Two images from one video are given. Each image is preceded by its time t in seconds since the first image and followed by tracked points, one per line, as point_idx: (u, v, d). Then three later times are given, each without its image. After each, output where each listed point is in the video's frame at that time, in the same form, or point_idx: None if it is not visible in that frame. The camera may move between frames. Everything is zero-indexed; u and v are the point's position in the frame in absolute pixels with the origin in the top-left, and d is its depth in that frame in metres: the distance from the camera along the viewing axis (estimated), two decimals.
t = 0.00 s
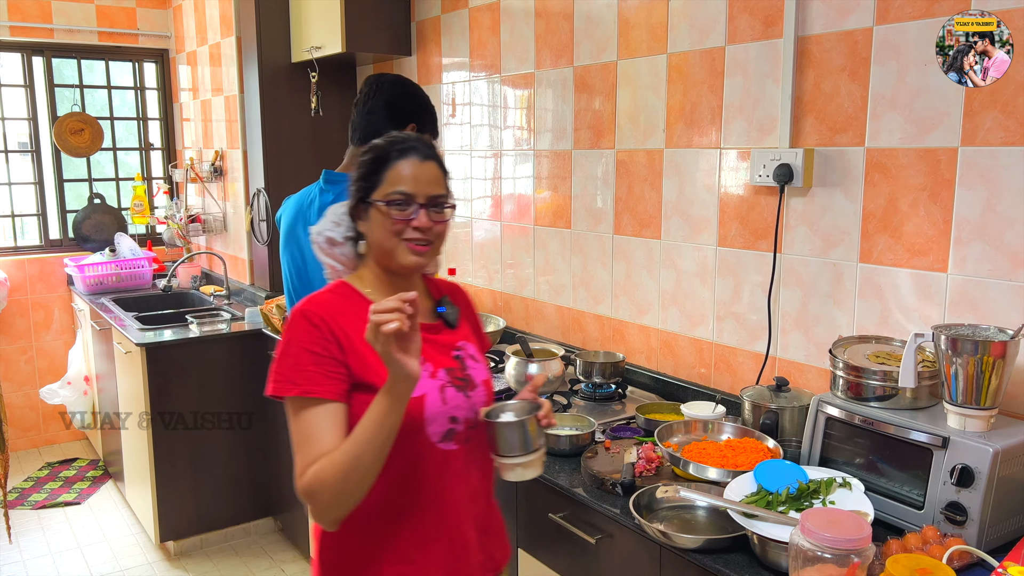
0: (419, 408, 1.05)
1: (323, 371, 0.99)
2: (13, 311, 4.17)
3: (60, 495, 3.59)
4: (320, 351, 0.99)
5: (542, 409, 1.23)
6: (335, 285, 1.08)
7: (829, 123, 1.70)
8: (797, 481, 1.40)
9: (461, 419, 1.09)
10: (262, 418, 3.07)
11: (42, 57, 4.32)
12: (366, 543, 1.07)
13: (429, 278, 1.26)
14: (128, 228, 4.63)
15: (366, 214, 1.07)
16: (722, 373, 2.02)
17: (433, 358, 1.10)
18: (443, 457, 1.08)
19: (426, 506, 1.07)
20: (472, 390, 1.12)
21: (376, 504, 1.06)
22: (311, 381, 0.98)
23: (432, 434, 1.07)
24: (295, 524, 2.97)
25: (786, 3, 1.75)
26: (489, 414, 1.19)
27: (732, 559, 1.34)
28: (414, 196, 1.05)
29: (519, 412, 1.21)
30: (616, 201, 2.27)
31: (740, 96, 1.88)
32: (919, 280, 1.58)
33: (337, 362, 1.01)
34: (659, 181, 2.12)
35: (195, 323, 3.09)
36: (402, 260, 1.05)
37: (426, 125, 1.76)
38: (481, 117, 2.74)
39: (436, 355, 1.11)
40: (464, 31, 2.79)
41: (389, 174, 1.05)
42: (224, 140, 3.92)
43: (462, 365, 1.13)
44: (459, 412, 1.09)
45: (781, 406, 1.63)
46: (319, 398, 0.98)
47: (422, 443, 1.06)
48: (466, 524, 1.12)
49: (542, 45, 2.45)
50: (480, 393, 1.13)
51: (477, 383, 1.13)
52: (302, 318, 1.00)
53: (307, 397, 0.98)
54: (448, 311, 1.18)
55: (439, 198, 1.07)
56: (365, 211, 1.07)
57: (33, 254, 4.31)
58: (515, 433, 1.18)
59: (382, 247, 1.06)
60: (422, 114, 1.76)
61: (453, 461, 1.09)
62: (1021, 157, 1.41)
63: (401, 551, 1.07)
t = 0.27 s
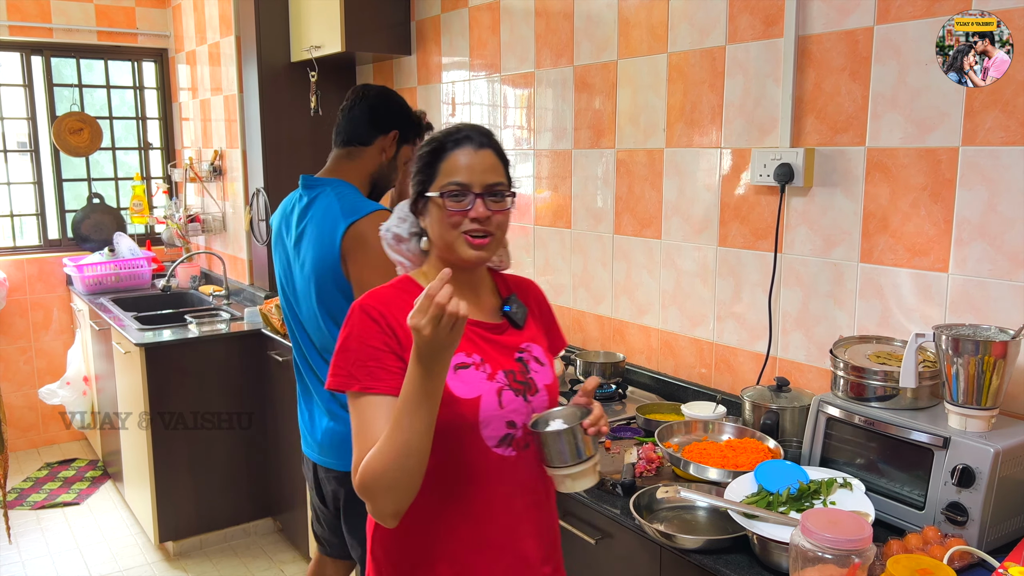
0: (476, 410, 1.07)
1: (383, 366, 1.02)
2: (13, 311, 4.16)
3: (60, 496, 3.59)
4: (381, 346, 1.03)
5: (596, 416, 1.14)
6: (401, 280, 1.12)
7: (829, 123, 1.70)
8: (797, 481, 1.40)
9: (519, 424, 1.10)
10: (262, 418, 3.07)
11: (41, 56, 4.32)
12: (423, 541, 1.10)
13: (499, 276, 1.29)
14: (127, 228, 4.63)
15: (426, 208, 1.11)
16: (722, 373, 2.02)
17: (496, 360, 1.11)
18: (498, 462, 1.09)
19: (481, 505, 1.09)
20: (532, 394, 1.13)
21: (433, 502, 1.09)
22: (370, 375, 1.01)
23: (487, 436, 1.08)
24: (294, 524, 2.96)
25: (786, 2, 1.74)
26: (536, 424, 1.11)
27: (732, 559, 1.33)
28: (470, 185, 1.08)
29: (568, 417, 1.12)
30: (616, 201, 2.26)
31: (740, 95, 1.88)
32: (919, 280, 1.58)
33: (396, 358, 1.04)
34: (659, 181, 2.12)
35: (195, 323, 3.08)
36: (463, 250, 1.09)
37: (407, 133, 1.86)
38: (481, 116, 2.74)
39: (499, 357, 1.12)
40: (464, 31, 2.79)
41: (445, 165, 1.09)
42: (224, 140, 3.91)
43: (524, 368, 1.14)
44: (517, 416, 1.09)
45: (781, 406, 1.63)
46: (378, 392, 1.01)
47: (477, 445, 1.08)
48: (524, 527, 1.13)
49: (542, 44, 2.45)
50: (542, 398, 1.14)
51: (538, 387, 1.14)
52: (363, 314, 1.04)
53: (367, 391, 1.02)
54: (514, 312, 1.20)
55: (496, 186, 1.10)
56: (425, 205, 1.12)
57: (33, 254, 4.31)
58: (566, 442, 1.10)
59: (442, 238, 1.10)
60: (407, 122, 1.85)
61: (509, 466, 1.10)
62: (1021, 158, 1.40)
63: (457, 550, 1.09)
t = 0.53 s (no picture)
0: (497, 409, 1.07)
1: (400, 361, 1.03)
2: (13, 311, 4.16)
3: (59, 496, 3.58)
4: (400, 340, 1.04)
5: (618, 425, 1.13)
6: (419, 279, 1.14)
7: (829, 123, 1.70)
8: (797, 482, 1.40)
9: (539, 427, 1.11)
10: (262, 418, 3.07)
11: (41, 56, 4.31)
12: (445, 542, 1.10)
13: (522, 277, 1.30)
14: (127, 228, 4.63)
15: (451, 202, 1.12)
16: (722, 373, 2.01)
17: (518, 360, 1.12)
18: (519, 463, 1.10)
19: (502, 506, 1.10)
20: (554, 397, 1.14)
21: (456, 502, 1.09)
22: (388, 371, 1.02)
23: (507, 437, 1.09)
24: (293, 524, 2.96)
25: (786, 2, 1.74)
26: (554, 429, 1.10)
27: (732, 559, 1.33)
28: (493, 179, 1.08)
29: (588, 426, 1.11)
30: (616, 201, 2.26)
31: (740, 95, 1.88)
32: (920, 280, 1.58)
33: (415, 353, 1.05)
34: (659, 181, 2.12)
35: (195, 323, 3.08)
36: (482, 249, 1.09)
37: (387, 137, 1.97)
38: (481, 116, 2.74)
39: (523, 357, 1.12)
40: (464, 30, 2.79)
41: (470, 158, 1.10)
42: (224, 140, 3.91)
43: (547, 370, 1.15)
44: (538, 419, 1.10)
45: (782, 407, 1.63)
46: (394, 387, 1.02)
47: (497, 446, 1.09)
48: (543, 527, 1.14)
49: (542, 44, 2.45)
50: (564, 401, 1.15)
51: (560, 390, 1.15)
52: (382, 310, 1.06)
53: (383, 387, 1.02)
54: (537, 313, 1.20)
55: (519, 181, 1.09)
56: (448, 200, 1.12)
57: (33, 254, 4.30)
58: (583, 450, 1.09)
59: (464, 234, 1.10)
60: (386, 126, 1.96)
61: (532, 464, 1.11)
62: (1021, 158, 1.40)
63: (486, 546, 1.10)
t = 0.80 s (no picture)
0: (496, 411, 1.08)
1: (405, 354, 1.03)
2: (13, 311, 4.16)
3: (59, 496, 3.59)
4: (404, 334, 1.05)
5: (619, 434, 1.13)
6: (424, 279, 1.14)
7: (830, 123, 1.70)
8: (797, 481, 1.40)
9: (540, 431, 1.11)
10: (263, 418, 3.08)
11: (41, 56, 4.31)
12: (443, 544, 1.10)
13: (529, 280, 1.29)
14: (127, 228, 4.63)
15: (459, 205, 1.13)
16: (722, 373, 2.01)
17: (520, 363, 1.12)
18: (518, 468, 1.10)
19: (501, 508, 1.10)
20: (556, 401, 1.14)
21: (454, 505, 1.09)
22: (394, 363, 1.02)
23: (505, 441, 1.09)
24: (293, 525, 2.96)
25: (786, 2, 1.74)
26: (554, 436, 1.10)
27: (733, 559, 1.33)
28: (499, 183, 1.08)
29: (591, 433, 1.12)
30: (616, 201, 2.26)
31: (740, 95, 1.88)
32: (920, 280, 1.58)
33: (418, 345, 1.05)
34: (659, 181, 2.12)
35: (195, 323, 3.08)
36: (487, 250, 1.09)
37: (364, 126, 1.95)
38: (481, 116, 2.73)
39: (525, 360, 1.12)
40: (464, 30, 2.79)
41: (477, 161, 1.10)
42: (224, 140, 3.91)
43: (550, 374, 1.14)
44: (537, 422, 1.11)
45: (782, 406, 1.63)
46: (400, 378, 1.02)
47: (496, 449, 1.09)
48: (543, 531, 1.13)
49: (542, 44, 2.45)
50: (567, 406, 1.15)
51: (563, 394, 1.15)
52: (384, 305, 1.07)
53: (390, 378, 1.02)
54: (542, 316, 1.19)
55: (526, 186, 1.10)
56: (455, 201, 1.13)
57: (33, 254, 4.31)
58: (584, 459, 1.09)
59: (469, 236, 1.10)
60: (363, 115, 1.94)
61: (529, 472, 1.11)
62: (1021, 158, 1.40)
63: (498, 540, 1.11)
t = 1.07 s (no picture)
0: (490, 413, 1.08)
1: (399, 356, 1.03)
2: (13, 311, 4.16)
3: (59, 496, 3.59)
4: (398, 336, 1.05)
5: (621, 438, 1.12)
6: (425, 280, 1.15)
7: (830, 123, 1.70)
8: (797, 481, 1.40)
9: (536, 433, 1.11)
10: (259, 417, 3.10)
11: (41, 56, 4.31)
12: (439, 541, 1.10)
13: (533, 281, 1.29)
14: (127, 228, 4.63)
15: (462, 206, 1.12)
16: (722, 373, 2.01)
17: (517, 364, 1.12)
18: (513, 470, 1.10)
19: (497, 510, 1.10)
20: (553, 403, 1.14)
21: (449, 507, 1.10)
22: (387, 364, 1.02)
23: (500, 443, 1.09)
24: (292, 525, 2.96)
25: (786, 2, 1.74)
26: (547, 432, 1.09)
27: (732, 559, 1.33)
28: (503, 184, 1.08)
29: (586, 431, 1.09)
30: (616, 201, 2.26)
31: (740, 95, 1.88)
32: (920, 280, 1.58)
33: (412, 347, 1.05)
34: (659, 181, 2.12)
35: (195, 323, 3.08)
36: (492, 254, 1.09)
37: (347, 123, 1.91)
38: (481, 116, 2.73)
39: (522, 362, 1.12)
40: (464, 30, 2.79)
41: (481, 161, 1.09)
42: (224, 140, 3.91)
43: (548, 376, 1.14)
44: (534, 424, 1.11)
45: (782, 407, 1.63)
46: (393, 381, 1.02)
47: (493, 449, 1.09)
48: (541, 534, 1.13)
49: (542, 44, 2.45)
50: (564, 408, 1.15)
51: (561, 396, 1.15)
52: (383, 306, 1.07)
53: (383, 380, 1.02)
54: (544, 317, 1.19)
55: (530, 186, 1.09)
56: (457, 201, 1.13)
57: (33, 254, 4.30)
58: (579, 459, 1.07)
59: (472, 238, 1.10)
60: (346, 113, 1.90)
61: (524, 474, 1.11)
62: (1021, 158, 1.40)
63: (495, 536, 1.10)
